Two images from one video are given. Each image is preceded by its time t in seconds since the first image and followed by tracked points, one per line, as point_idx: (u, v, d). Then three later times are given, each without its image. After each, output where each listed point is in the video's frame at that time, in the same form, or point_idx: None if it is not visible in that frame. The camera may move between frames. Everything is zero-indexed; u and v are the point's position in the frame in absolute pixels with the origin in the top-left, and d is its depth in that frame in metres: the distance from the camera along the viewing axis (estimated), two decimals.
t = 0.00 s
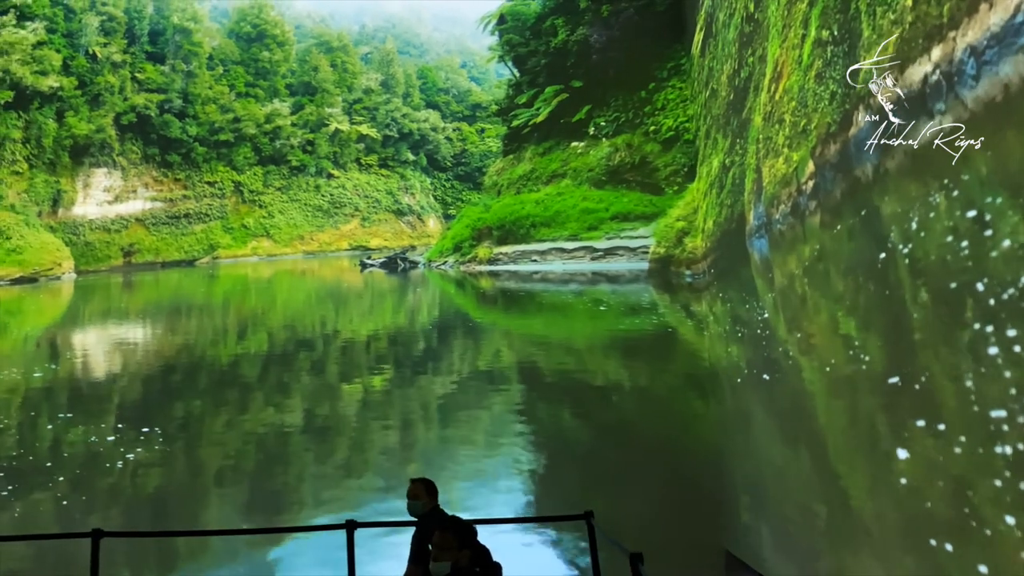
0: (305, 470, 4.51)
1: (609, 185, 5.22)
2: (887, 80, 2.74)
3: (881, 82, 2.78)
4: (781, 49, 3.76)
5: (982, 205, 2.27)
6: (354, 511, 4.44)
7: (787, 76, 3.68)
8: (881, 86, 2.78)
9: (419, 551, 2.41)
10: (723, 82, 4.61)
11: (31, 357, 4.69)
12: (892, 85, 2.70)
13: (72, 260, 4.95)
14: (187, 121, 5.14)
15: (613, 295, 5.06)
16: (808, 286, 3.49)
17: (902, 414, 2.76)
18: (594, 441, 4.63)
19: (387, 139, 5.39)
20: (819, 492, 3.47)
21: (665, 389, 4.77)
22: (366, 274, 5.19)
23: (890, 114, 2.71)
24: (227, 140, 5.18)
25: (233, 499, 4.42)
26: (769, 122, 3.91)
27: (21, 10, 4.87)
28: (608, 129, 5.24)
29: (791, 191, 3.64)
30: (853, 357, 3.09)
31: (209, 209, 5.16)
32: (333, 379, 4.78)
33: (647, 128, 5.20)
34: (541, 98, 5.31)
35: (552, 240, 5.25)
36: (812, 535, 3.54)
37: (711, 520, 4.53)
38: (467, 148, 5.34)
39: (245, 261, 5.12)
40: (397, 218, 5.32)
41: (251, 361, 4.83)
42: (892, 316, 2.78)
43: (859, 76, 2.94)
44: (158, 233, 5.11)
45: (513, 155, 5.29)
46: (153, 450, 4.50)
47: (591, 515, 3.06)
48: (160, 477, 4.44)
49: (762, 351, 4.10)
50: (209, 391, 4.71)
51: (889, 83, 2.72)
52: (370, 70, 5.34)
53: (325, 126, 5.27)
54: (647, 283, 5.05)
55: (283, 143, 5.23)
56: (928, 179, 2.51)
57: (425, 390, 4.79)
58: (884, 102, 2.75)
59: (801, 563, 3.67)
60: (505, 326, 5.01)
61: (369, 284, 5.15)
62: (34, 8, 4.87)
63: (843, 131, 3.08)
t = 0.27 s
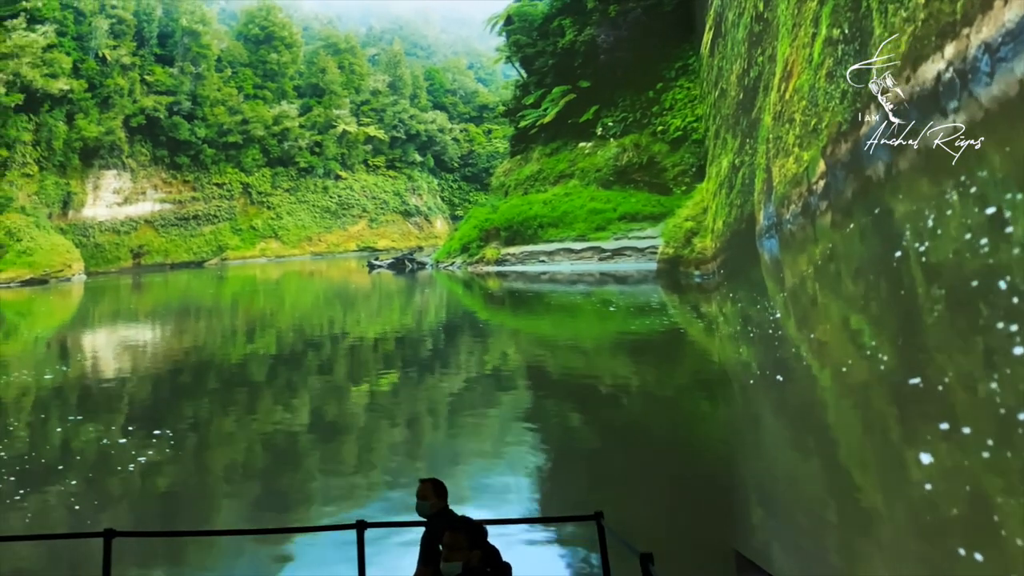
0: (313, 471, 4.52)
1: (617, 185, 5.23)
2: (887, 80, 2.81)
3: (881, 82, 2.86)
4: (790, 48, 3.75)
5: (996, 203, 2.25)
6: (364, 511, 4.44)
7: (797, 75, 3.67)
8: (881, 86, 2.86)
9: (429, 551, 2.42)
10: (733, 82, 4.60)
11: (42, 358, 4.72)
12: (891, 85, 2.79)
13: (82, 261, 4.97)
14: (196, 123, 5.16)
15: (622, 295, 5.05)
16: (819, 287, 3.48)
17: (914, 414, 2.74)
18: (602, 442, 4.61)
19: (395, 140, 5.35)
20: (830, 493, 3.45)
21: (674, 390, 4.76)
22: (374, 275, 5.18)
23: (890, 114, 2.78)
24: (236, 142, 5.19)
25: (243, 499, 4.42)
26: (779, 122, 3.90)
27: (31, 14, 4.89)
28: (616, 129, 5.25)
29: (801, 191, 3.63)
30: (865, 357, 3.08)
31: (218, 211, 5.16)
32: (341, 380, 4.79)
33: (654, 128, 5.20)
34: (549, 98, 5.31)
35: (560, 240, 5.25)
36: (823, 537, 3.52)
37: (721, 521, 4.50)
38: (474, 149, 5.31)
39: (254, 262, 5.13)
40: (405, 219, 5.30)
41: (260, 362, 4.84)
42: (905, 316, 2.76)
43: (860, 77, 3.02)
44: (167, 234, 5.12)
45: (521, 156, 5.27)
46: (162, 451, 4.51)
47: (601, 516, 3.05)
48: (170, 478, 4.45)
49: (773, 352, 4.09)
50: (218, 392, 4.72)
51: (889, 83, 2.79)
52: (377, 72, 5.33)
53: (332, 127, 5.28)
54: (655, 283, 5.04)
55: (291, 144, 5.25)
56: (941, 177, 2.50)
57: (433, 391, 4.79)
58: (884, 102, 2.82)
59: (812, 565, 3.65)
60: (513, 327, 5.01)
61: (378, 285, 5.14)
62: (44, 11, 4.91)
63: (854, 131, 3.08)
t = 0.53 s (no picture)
0: (324, 472, 4.53)
1: (627, 186, 5.21)
2: (887, 80, 2.91)
3: (880, 82, 2.96)
4: (803, 47, 3.73)
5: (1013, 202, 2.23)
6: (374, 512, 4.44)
7: (809, 74, 3.66)
8: (880, 86, 2.95)
9: (442, 551, 2.42)
10: (744, 82, 4.59)
11: (55, 360, 4.75)
12: (889, 85, 2.89)
13: (94, 263, 5.00)
14: (207, 126, 5.18)
15: (631, 297, 5.04)
16: (832, 288, 3.46)
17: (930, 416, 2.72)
18: (612, 443, 4.60)
19: (404, 142, 5.38)
20: (844, 495, 3.43)
21: (684, 391, 4.74)
22: (385, 277, 5.20)
23: (891, 113, 2.86)
24: (247, 145, 5.21)
25: (253, 500, 4.44)
26: (791, 122, 3.89)
27: (45, 18, 4.96)
28: (626, 130, 5.22)
29: (814, 191, 3.61)
30: (879, 358, 3.06)
31: (229, 213, 5.19)
32: (351, 381, 4.80)
33: (664, 128, 5.18)
34: (558, 99, 5.30)
35: (569, 241, 5.24)
36: (837, 539, 3.50)
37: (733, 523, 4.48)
38: (483, 150, 5.33)
39: (265, 264, 5.15)
40: (414, 220, 5.31)
41: (271, 364, 4.86)
42: (920, 316, 2.74)
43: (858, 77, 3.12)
44: (178, 236, 5.17)
45: (530, 157, 5.26)
46: (174, 452, 4.53)
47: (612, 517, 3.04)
48: (181, 479, 4.47)
49: (786, 353, 4.07)
50: (229, 394, 4.74)
51: (889, 84, 2.88)
52: (386, 74, 5.36)
53: (342, 130, 5.31)
54: (666, 284, 5.03)
55: (301, 147, 5.26)
56: (958, 177, 2.48)
57: (443, 392, 4.80)
58: (884, 102, 2.91)
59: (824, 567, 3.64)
60: (523, 328, 5.01)
61: (388, 286, 5.16)
62: (58, 15, 4.97)
63: (868, 130, 3.06)
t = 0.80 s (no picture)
0: (336, 473, 4.53)
1: (638, 187, 5.19)
2: (886, 80, 3.02)
3: (881, 83, 3.07)
4: (817, 46, 3.72)
5: None
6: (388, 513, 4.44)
7: (823, 73, 3.64)
8: (881, 86, 3.07)
9: (455, 552, 2.41)
10: (758, 81, 4.57)
11: (70, 362, 4.78)
12: (889, 85, 3.00)
13: (108, 266, 5.05)
14: (219, 128, 5.21)
15: (643, 298, 5.03)
16: (848, 288, 3.44)
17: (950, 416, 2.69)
18: (625, 445, 4.58)
19: (415, 143, 5.39)
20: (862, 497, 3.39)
21: (697, 393, 4.71)
22: (396, 278, 5.20)
23: (891, 113, 2.98)
24: (259, 147, 5.23)
25: (267, 501, 4.44)
26: (805, 121, 3.87)
27: (59, 23, 5.00)
28: (637, 130, 5.21)
29: (829, 190, 3.59)
30: (896, 359, 3.03)
31: (241, 215, 5.22)
32: (363, 383, 4.81)
33: (676, 128, 5.16)
34: (570, 99, 5.30)
35: (580, 242, 5.24)
36: (853, 542, 3.47)
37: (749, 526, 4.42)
38: (494, 152, 5.32)
39: (277, 266, 5.17)
40: (425, 222, 5.31)
41: (283, 365, 4.87)
42: (939, 316, 2.71)
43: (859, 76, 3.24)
44: (191, 239, 5.20)
45: (541, 157, 5.26)
46: (187, 453, 4.55)
47: (626, 519, 3.02)
48: (195, 480, 4.49)
49: (801, 355, 4.04)
50: (242, 395, 4.76)
51: (889, 84, 3.00)
52: (397, 76, 5.38)
53: (353, 132, 5.32)
54: (678, 285, 5.01)
55: (313, 149, 5.27)
56: (976, 175, 2.46)
57: (455, 394, 4.79)
58: (884, 102, 3.03)
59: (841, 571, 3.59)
60: (534, 330, 5.00)
61: (399, 287, 5.16)
62: (71, 19, 5.00)
63: (885, 129, 3.04)
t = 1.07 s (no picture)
0: (349, 474, 4.54)
1: (651, 187, 5.17)
2: (887, 80, 3.14)
3: (882, 82, 3.18)
4: (832, 44, 3.69)
5: None
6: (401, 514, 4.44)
7: (839, 72, 3.62)
8: (881, 86, 3.19)
9: (470, 552, 2.41)
10: (773, 81, 4.55)
11: (87, 365, 4.81)
12: (890, 85, 3.12)
13: (124, 268, 5.10)
14: (234, 131, 5.25)
15: (657, 298, 5.01)
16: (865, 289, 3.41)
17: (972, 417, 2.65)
18: (640, 446, 4.55)
19: (427, 145, 5.39)
20: (882, 500, 3.35)
21: (711, 394, 4.68)
22: (408, 280, 5.22)
23: (890, 112, 3.10)
24: (273, 150, 5.26)
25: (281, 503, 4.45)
26: (821, 120, 3.84)
27: (75, 27, 5.06)
28: (651, 130, 5.19)
29: (846, 190, 3.57)
30: (916, 360, 3.00)
31: (256, 217, 5.26)
32: (376, 384, 4.82)
33: (690, 128, 5.13)
34: (582, 100, 5.29)
35: (593, 243, 5.23)
36: (874, 545, 3.42)
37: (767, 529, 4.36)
38: (506, 153, 5.33)
39: (291, 268, 5.19)
40: (438, 223, 5.32)
41: (297, 367, 4.89)
42: (959, 316, 2.68)
43: (861, 76, 3.36)
44: (206, 241, 5.24)
45: (554, 158, 5.26)
46: (202, 454, 4.57)
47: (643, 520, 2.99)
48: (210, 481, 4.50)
49: (818, 356, 4.00)
50: (257, 396, 4.77)
51: (889, 84, 3.12)
52: (410, 78, 5.39)
53: (366, 134, 5.33)
54: (694, 287, 4.98)
55: (326, 151, 5.29)
56: (996, 173, 2.43)
57: (467, 395, 4.79)
58: (883, 101, 3.15)
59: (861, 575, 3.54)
60: (546, 331, 4.99)
61: (412, 288, 5.18)
62: (88, 23, 5.06)
63: (903, 128, 3.02)
